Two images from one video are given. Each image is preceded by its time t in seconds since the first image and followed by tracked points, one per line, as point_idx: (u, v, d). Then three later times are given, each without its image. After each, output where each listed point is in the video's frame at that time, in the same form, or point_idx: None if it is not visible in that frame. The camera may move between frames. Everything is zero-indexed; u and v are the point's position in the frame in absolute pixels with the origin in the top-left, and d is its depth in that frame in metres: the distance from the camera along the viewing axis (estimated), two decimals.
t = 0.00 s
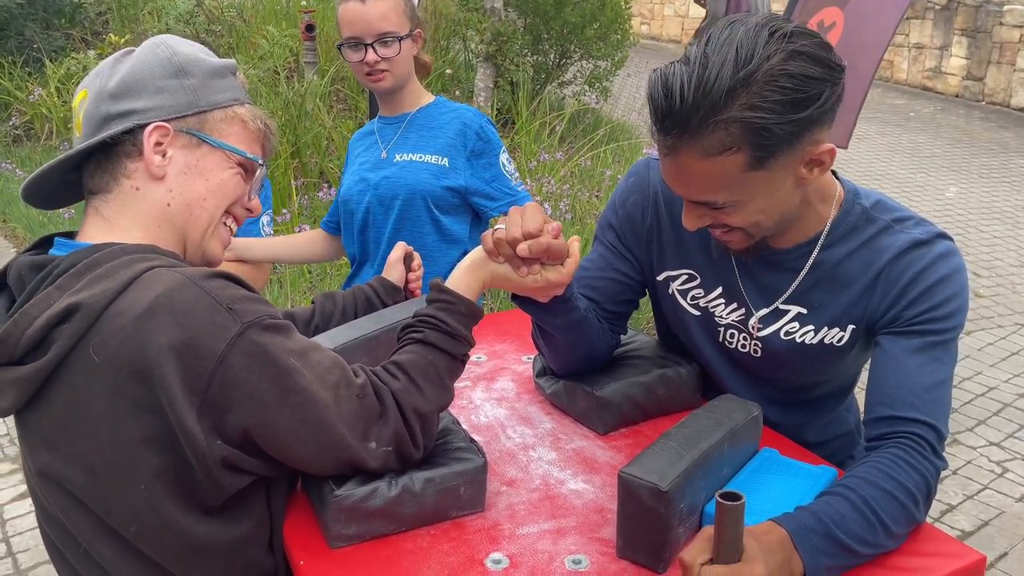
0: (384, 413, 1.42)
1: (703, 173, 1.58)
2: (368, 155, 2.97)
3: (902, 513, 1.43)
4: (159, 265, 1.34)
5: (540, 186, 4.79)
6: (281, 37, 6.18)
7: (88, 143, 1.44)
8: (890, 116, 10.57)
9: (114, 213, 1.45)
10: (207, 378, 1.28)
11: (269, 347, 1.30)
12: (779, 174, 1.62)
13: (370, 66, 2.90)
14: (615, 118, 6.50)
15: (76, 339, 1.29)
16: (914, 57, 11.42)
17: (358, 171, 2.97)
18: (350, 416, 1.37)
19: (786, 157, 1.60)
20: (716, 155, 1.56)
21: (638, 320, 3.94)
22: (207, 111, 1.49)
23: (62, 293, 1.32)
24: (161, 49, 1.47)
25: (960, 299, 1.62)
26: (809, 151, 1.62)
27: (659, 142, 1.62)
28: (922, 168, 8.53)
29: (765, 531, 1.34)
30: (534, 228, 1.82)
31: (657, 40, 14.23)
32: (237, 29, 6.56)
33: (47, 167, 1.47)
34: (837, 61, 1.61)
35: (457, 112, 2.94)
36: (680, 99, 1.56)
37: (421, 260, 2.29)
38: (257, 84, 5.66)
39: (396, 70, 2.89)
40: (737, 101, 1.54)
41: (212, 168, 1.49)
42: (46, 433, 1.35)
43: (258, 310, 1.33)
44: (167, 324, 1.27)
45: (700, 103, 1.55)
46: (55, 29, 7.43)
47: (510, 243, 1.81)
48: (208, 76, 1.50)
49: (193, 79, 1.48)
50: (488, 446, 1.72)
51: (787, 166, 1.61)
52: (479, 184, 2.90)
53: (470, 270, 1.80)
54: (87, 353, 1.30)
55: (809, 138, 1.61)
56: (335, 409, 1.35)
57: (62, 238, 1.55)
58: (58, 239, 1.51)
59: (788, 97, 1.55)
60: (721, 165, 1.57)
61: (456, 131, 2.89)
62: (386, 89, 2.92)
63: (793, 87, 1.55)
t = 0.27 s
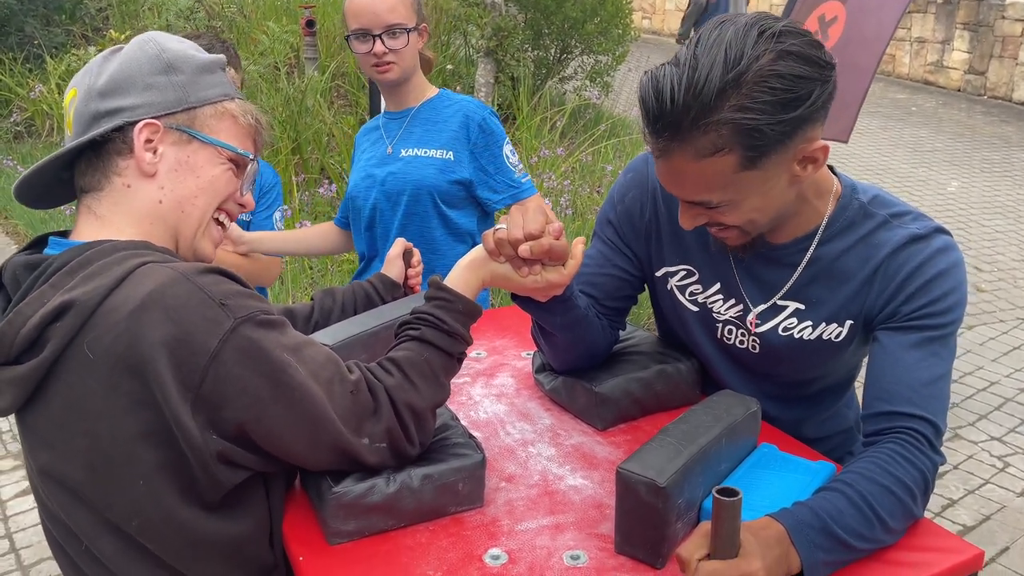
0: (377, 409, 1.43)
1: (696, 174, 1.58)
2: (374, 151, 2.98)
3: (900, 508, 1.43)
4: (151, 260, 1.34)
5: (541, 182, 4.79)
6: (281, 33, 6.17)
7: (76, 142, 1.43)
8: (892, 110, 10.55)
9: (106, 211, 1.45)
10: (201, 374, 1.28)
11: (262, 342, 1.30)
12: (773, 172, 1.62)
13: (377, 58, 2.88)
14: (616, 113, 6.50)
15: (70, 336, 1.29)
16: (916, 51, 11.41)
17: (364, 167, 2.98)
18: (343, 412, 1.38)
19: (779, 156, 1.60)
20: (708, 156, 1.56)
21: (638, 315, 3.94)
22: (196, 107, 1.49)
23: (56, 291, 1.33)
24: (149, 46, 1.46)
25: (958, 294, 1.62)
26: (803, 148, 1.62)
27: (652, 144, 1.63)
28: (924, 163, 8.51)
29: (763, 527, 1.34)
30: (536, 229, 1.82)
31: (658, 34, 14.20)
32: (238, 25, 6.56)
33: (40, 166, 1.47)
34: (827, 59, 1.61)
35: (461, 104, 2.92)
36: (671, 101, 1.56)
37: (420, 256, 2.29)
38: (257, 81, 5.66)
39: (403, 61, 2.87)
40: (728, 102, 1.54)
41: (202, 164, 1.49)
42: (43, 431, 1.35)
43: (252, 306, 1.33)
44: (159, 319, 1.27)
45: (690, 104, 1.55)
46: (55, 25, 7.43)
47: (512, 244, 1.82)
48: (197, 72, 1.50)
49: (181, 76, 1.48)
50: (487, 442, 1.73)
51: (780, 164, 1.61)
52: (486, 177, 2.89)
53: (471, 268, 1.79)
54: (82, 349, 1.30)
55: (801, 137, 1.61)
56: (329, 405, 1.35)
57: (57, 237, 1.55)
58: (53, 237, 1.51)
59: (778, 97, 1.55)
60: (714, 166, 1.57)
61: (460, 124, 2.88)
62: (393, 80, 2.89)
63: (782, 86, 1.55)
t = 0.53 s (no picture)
0: (372, 401, 1.43)
1: (691, 171, 1.58)
2: (382, 147, 2.98)
3: (897, 499, 1.43)
4: (145, 250, 1.34)
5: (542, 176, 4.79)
6: (281, 27, 6.17)
7: (73, 135, 1.44)
8: (894, 102, 10.53)
9: (100, 204, 1.45)
10: (195, 364, 1.29)
11: (255, 332, 1.31)
12: (767, 166, 1.62)
13: (383, 51, 2.87)
14: (617, 107, 6.49)
15: (65, 327, 1.30)
16: (918, 44, 11.39)
17: (373, 164, 2.98)
18: (338, 403, 1.38)
19: (773, 149, 1.60)
20: (703, 152, 1.56)
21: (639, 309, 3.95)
22: (190, 101, 1.49)
23: (51, 282, 1.33)
24: (143, 41, 1.47)
25: (955, 285, 1.62)
26: (797, 141, 1.62)
27: (647, 141, 1.63)
28: (926, 155, 8.50)
29: (759, 517, 1.35)
30: (534, 224, 1.82)
31: (659, 27, 14.17)
32: (238, 20, 6.55)
33: (35, 159, 1.48)
34: (818, 51, 1.61)
35: (469, 98, 2.91)
36: (663, 98, 1.56)
37: (420, 250, 2.29)
38: (257, 75, 5.66)
39: (409, 56, 2.86)
40: (720, 98, 1.54)
41: (196, 157, 1.49)
42: (41, 422, 1.36)
43: (246, 296, 1.34)
44: (154, 308, 1.28)
45: (683, 102, 1.55)
46: (55, 20, 7.43)
47: (509, 239, 1.81)
48: (191, 66, 1.50)
49: (175, 71, 1.48)
50: (486, 434, 1.73)
51: (774, 157, 1.61)
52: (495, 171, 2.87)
53: (467, 263, 1.80)
54: (77, 340, 1.30)
55: (795, 129, 1.60)
56: (325, 396, 1.36)
57: (53, 229, 1.55)
58: (49, 231, 1.52)
59: (770, 92, 1.55)
60: (708, 162, 1.57)
61: (467, 119, 2.87)
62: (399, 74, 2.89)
63: (774, 80, 1.55)
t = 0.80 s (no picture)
0: (369, 392, 1.44)
1: (687, 157, 1.59)
2: (392, 141, 2.97)
3: (891, 488, 1.44)
4: (142, 243, 1.35)
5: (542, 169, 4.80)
6: (281, 20, 6.17)
7: (68, 128, 1.44)
8: (895, 94, 10.51)
9: (97, 197, 1.46)
10: (192, 356, 1.30)
11: (252, 324, 1.32)
12: (762, 152, 1.62)
13: (393, 42, 2.85)
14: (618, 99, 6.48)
15: (63, 319, 1.31)
16: (920, 35, 11.37)
17: (384, 158, 2.98)
18: (335, 395, 1.39)
19: (768, 135, 1.60)
20: (698, 138, 1.56)
21: (638, 301, 3.95)
22: (185, 93, 1.50)
23: (49, 275, 1.34)
24: (137, 34, 1.47)
25: (950, 275, 1.62)
26: (792, 126, 1.63)
27: (643, 129, 1.63)
28: (927, 147, 8.49)
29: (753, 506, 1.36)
30: (533, 218, 1.81)
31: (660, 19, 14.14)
32: (237, 13, 6.55)
33: (32, 152, 1.49)
34: (810, 36, 1.62)
35: (473, 81, 2.87)
36: (658, 85, 1.57)
37: (418, 243, 2.30)
38: (257, 69, 5.66)
39: (419, 47, 2.86)
40: (714, 83, 1.55)
41: (191, 150, 1.50)
42: (40, 414, 1.37)
43: (242, 288, 1.35)
44: (151, 300, 1.29)
45: (678, 87, 1.55)
46: (54, 14, 7.43)
47: (508, 232, 1.81)
48: (185, 58, 1.51)
49: (170, 63, 1.49)
50: (484, 425, 1.74)
51: (769, 144, 1.62)
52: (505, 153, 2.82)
53: (466, 256, 1.79)
54: (75, 332, 1.31)
55: (789, 115, 1.61)
56: (322, 388, 1.37)
57: (51, 222, 1.56)
58: (47, 224, 1.53)
59: (763, 76, 1.56)
60: (704, 149, 1.57)
61: (472, 104, 2.84)
62: (408, 65, 2.87)
63: (768, 65, 1.56)
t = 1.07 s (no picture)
0: (369, 382, 1.45)
1: (687, 144, 1.59)
2: (405, 136, 2.99)
3: (890, 476, 1.45)
4: (143, 234, 1.36)
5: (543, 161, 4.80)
6: (280, 12, 6.16)
7: (69, 118, 1.45)
8: (896, 85, 10.49)
9: (97, 187, 1.46)
10: (193, 346, 1.30)
11: (252, 315, 1.32)
12: (762, 140, 1.63)
13: (410, 38, 2.86)
14: (618, 91, 6.47)
15: (64, 310, 1.31)
16: (921, 27, 11.36)
17: (397, 153, 3.00)
18: (336, 385, 1.40)
19: (768, 122, 1.61)
20: (699, 124, 1.57)
21: (639, 292, 3.96)
22: (183, 84, 1.50)
23: (50, 266, 1.35)
24: (136, 24, 1.47)
25: (950, 264, 1.62)
26: (792, 115, 1.63)
27: (643, 116, 1.63)
28: (928, 138, 8.48)
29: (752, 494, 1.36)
30: (531, 208, 1.81)
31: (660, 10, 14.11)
32: (237, 5, 6.54)
33: (32, 144, 1.49)
34: (812, 24, 1.63)
35: (487, 79, 2.89)
36: (659, 71, 1.57)
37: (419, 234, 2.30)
38: (257, 61, 5.65)
39: (435, 43, 2.87)
40: (716, 69, 1.55)
41: (190, 141, 1.50)
42: (42, 404, 1.37)
43: (243, 279, 1.35)
44: (151, 291, 1.30)
45: (679, 73, 1.56)
46: (54, 8, 7.42)
47: (507, 222, 1.81)
48: (184, 49, 1.51)
49: (168, 53, 1.49)
50: (485, 415, 1.75)
51: (769, 131, 1.63)
52: (517, 151, 2.83)
53: (465, 246, 1.80)
54: (76, 323, 1.32)
55: (789, 103, 1.62)
56: (322, 377, 1.38)
57: (52, 213, 1.57)
58: (47, 215, 1.53)
59: (765, 62, 1.56)
60: (705, 135, 1.58)
61: (484, 100, 2.85)
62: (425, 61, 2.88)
63: (770, 51, 1.56)
